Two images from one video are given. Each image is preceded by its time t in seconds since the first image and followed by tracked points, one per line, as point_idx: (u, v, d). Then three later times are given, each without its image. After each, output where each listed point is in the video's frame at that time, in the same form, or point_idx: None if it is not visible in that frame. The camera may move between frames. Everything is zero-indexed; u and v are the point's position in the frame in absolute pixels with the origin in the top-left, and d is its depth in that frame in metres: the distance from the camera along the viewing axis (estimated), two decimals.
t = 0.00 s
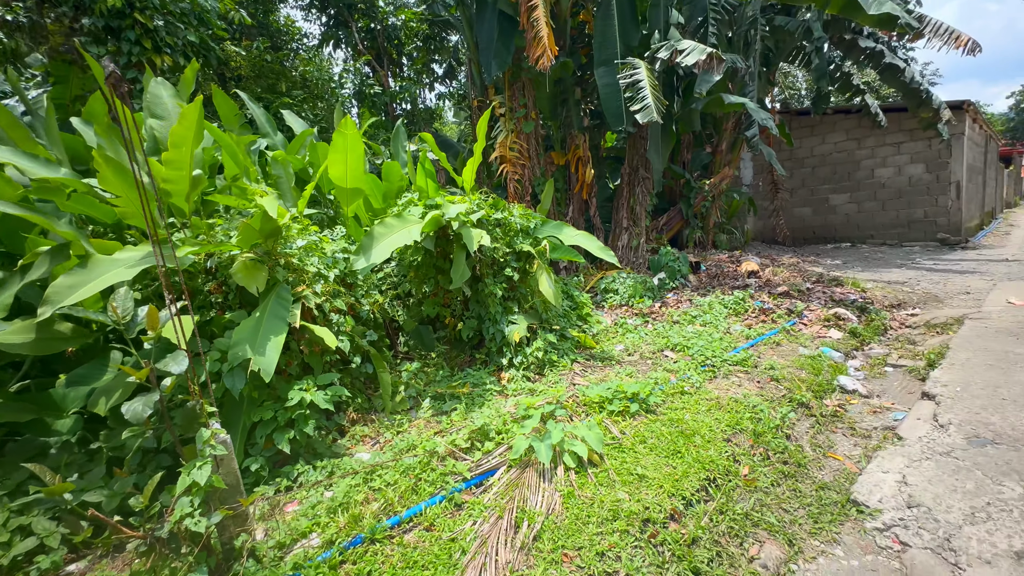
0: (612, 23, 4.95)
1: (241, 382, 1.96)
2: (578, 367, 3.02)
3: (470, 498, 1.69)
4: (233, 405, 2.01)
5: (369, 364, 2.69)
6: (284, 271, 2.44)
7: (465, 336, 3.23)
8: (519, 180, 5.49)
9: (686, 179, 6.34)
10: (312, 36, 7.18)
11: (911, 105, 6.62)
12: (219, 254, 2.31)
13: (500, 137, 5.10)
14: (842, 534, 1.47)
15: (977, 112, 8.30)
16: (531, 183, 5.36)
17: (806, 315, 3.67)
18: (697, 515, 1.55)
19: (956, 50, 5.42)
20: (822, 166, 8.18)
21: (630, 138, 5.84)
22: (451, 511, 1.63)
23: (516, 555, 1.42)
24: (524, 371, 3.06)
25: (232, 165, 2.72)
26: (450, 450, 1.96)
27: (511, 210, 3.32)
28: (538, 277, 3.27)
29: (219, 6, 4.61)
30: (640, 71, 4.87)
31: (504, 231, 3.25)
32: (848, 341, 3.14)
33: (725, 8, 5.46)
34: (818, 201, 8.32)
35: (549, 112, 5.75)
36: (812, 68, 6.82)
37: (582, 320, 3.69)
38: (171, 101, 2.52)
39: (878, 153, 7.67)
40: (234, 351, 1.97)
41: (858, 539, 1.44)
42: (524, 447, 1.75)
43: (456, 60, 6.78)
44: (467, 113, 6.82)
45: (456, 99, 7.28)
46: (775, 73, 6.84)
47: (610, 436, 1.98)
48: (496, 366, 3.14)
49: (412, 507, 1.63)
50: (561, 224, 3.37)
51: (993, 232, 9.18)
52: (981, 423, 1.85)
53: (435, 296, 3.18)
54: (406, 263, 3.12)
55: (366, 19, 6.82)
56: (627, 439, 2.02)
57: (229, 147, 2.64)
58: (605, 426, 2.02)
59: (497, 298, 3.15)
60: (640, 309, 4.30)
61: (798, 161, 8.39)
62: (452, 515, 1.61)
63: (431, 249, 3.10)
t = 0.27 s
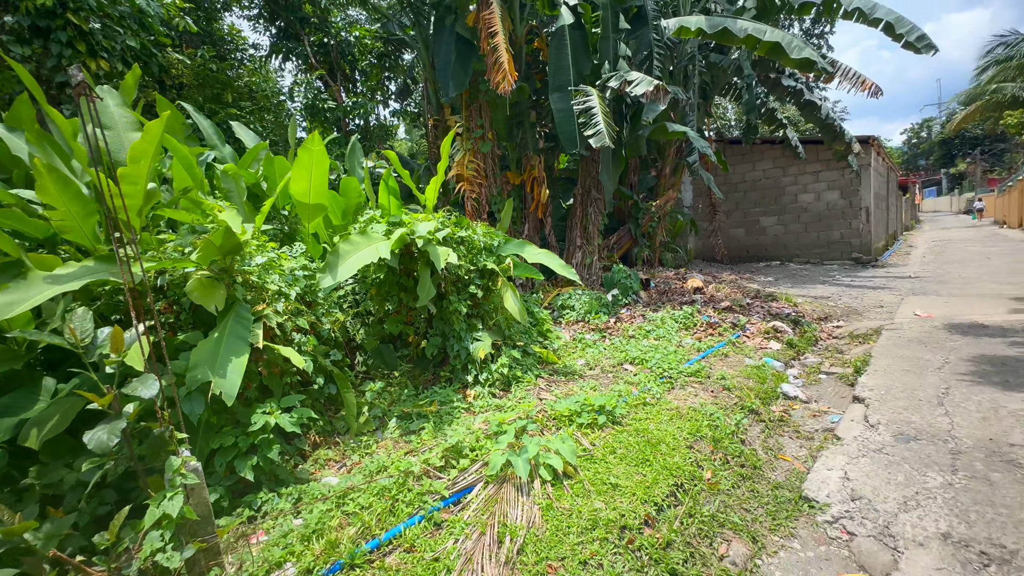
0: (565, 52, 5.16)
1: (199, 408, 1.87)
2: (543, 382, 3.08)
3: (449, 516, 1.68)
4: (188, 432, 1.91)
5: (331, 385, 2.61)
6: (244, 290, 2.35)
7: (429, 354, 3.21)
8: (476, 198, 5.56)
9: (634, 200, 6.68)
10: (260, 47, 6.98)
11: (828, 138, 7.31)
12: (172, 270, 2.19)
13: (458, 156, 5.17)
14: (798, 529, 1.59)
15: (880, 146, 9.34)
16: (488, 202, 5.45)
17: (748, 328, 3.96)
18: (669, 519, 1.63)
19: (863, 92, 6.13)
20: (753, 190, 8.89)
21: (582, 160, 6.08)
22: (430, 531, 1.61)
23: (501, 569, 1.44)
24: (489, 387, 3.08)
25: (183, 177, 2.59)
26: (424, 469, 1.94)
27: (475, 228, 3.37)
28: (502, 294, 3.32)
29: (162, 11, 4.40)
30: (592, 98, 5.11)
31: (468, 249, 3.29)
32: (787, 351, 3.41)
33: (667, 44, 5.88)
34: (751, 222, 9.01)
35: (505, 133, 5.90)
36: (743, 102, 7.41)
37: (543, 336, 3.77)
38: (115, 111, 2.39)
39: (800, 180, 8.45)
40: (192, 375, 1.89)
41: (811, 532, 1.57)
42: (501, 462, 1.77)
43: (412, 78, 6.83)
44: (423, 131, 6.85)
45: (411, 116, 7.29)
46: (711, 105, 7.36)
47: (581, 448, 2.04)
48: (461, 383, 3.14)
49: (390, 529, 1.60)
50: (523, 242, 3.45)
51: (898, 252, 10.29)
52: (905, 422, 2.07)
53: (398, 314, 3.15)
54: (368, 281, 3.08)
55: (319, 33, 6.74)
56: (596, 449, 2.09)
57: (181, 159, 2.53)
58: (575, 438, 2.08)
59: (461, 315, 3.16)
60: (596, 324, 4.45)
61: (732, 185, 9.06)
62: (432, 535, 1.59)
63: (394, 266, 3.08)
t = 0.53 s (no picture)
0: (529, 76, 5.33)
1: (164, 428, 1.80)
2: (514, 397, 3.12)
3: (430, 530, 1.69)
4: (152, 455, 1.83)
5: (300, 404, 2.55)
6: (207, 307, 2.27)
7: (399, 371, 3.19)
8: (442, 216, 5.61)
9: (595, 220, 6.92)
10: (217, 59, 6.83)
11: (770, 165, 7.86)
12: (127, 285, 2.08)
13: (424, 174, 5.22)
14: (760, 525, 1.71)
15: (815, 173, 10.17)
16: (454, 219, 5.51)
17: (705, 341, 4.18)
18: (643, 522, 1.71)
19: (799, 125, 6.70)
20: (704, 212, 9.42)
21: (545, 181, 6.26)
22: (412, 546, 1.61)
23: None
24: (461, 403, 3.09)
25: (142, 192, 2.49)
26: (402, 485, 1.94)
27: (446, 245, 3.41)
28: (472, 310, 3.37)
29: (117, 19, 4.26)
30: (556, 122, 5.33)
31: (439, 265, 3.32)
32: (741, 362, 3.63)
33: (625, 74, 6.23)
34: (702, 242, 9.51)
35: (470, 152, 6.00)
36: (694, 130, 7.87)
37: (512, 351, 3.82)
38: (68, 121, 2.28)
39: (746, 203, 9.04)
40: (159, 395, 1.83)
41: (773, 528, 1.68)
42: (481, 474, 1.80)
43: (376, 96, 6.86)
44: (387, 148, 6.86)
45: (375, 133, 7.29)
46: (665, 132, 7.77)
47: (557, 459, 2.10)
48: (433, 400, 3.13)
49: (372, 546, 1.59)
50: (493, 258, 3.52)
51: (833, 270, 11.14)
52: (848, 424, 2.27)
53: (368, 331, 3.12)
54: (336, 298, 3.03)
55: (281, 48, 6.68)
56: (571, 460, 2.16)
57: (141, 170, 2.44)
58: (550, 448, 2.14)
59: (432, 331, 3.17)
60: (563, 340, 4.55)
61: (684, 207, 9.57)
62: (415, 550, 1.59)
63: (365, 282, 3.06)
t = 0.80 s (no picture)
0: (504, 97, 5.51)
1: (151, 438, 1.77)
2: (493, 407, 3.20)
3: (421, 533, 1.75)
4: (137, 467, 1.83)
5: (282, 416, 2.55)
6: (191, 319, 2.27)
7: (379, 384, 3.22)
8: (417, 230, 5.68)
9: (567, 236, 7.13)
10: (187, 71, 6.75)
11: (729, 186, 8.32)
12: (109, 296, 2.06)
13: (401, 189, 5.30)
14: (729, 518, 1.85)
15: (770, 195, 10.79)
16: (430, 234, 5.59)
17: (673, 352, 4.39)
18: (623, 518, 1.83)
19: (755, 149, 7.16)
20: (669, 230, 9.83)
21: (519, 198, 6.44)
22: (404, 548, 1.67)
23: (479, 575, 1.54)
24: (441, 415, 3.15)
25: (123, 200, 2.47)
26: (390, 492, 1.98)
27: (426, 259, 3.48)
28: (452, 322, 3.45)
29: (88, 28, 4.21)
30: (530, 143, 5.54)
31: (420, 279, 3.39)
32: (707, 371, 3.84)
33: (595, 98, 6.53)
34: (668, 258, 9.90)
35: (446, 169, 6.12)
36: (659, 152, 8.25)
37: (490, 364, 3.91)
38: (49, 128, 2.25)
39: (708, 221, 9.50)
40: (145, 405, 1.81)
41: (740, 519, 1.83)
42: (469, 478, 1.87)
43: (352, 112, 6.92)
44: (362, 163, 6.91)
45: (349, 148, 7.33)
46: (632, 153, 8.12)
47: (540, 463, 2.19)
48: (413, 411, 3.17)
49: (366, 549, 1.64)
50: (473, 272, 3.61)
51: (789, 286, 11.77)
52: (805, 425, 2.47)
53: (348, 344, 3.15)
54: (317, 311, 3.06)
55: (256, 62, 6.68)
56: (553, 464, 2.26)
57: (123, 182, 2.42)
58: (533, 452, 2.24)
59: (413, 343, 3.22)
60: (538, 352, 4.67)
61: (651, 225, 9.96)
62: (408, 551, 1.65)
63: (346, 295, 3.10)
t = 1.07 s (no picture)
0: (491, 116, 5.68)
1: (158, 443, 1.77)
2: (484, 415, 3.30)
3: (424, 530, 1.83)
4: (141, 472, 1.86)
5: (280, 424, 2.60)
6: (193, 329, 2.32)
7: (372, 393, 3.29)
8: (405, 243, 5.78)
9: (550, 250, 7.32)
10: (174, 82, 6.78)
11: (705, 203, 8.66)
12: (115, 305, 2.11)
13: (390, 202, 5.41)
14: (711, 512, 1.99)
15: (744, 212, 11.26)
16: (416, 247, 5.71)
17: (654, 361, 4.57)
18: (613, 513, 1.95)
19: (729, 169, 7.52)
20: (648, 244, 10.15)
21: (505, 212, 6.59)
22: (409, 544, 1.75)
23: (483, 567, 1.64)
24: (433, 422, 3.23)
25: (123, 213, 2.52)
26: (391, 494, 2.06)
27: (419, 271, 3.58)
28: (444, 333, 3.55)
29: (78, 38, 4.23)
30: (517, 159, 5.72)
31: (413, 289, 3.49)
32: (687, 379, 4.01)
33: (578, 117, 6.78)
34: (647, 272, 10.19)
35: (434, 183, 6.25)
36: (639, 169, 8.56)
37: (479, 373, 4.01)
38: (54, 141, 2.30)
39: (685, 236, 9.85)
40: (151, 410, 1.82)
41: (721, 513, 1.97)
42: (469, 479, 1.97)
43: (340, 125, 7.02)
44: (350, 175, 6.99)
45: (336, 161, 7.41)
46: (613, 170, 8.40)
47: (534, 464, 2.31)
48: (406, 419, 3.25)
49: (372, 546, 1.72)
50: (464, 284, 3.72)
51: (762, 299, 12.21)
52: (778, 427, 2.65)
53: (342, 353, 3.22)
54: (310, 321, 3.10)
55: (243, 74, 6.73)
56: (545, 464, 2.37)
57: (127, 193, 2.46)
58: (526, 454, 2.35)
59: (406, 352, 3.30)
60: (524, 362, 4.80)
61: (630, 239, 10.26)
62: (413, 547, 1.73)
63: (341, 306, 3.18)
